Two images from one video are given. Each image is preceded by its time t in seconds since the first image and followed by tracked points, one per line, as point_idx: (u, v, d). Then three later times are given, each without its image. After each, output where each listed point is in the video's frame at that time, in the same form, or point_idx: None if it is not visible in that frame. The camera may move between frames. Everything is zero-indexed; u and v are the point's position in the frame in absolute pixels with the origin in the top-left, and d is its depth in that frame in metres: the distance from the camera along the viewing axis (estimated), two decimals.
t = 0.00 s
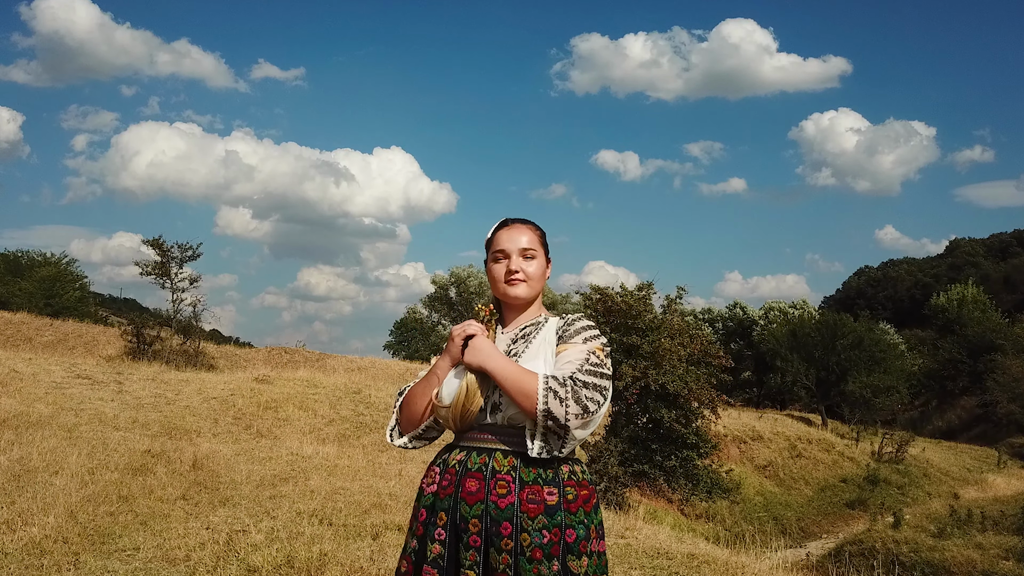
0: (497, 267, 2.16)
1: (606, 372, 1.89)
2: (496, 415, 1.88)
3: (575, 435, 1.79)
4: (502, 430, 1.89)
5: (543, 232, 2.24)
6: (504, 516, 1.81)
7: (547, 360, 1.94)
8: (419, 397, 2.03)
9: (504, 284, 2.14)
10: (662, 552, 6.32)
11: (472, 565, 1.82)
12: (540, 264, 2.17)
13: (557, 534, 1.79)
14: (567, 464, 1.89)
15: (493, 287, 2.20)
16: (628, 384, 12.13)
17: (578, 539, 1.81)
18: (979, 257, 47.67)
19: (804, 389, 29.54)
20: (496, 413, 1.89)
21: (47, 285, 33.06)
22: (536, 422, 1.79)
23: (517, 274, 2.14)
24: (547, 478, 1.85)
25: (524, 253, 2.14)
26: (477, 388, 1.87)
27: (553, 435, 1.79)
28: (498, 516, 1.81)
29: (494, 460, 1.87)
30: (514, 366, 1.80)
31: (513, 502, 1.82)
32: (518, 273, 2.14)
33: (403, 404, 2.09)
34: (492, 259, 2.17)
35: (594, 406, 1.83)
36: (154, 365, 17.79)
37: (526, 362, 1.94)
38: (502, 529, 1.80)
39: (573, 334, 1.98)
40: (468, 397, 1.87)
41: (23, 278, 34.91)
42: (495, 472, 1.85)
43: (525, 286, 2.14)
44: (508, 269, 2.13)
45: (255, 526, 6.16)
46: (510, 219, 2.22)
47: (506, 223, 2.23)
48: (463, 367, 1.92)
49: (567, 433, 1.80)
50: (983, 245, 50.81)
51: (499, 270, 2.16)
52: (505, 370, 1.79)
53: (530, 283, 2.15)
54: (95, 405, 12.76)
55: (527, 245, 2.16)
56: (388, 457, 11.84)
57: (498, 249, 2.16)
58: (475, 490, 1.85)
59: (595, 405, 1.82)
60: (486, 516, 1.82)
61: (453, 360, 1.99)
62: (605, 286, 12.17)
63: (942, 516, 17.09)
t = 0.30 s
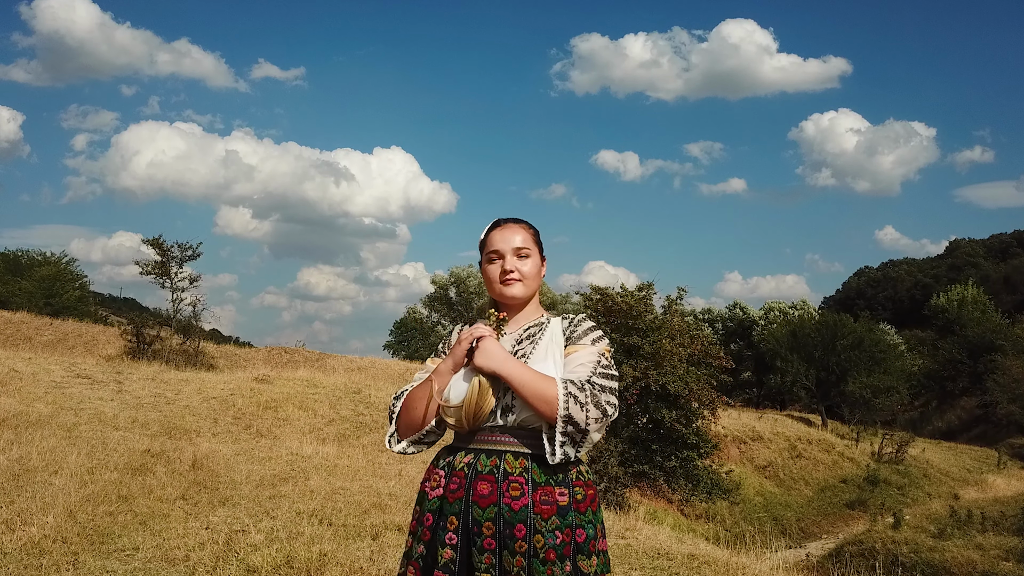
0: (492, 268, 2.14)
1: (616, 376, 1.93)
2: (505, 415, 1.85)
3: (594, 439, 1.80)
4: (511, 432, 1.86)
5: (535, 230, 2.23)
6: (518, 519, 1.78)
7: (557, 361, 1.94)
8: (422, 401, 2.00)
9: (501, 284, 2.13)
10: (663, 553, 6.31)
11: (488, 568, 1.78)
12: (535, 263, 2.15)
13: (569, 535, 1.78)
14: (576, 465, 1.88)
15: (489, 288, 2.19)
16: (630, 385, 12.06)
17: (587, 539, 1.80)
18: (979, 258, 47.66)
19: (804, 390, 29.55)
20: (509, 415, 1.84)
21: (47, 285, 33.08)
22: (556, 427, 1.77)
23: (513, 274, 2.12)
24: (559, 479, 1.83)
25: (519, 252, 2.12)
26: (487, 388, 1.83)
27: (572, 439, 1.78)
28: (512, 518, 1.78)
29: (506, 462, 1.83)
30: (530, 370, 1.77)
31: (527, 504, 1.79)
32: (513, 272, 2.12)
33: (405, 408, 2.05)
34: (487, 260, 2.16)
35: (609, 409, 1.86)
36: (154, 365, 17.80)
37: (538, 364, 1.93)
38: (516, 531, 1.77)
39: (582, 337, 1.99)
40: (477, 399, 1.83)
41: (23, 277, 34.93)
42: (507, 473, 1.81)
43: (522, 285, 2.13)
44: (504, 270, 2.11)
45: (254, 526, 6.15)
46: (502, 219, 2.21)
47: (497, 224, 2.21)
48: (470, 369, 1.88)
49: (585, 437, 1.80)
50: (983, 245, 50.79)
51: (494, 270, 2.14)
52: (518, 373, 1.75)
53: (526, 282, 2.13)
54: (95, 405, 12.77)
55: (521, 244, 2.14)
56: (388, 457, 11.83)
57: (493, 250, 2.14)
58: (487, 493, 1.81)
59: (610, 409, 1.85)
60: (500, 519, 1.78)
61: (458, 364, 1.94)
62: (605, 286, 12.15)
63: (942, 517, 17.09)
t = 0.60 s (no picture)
0: (490, 268, 2.14)
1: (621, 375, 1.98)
2: (515, 416, 1.82)
3: (608, 439, 1.80)
4: (521, 431, 1.84)
5: (532, 230, 2.22)
6: (531, 519, 1.76)
7: (563, 361, 1.99)
8: (425, 403, 1.92)
9: (498, 284, 2.12)
10: (663, 553, 6.30)
11: (501, 569, 1.75)
12: (532, 262, 2.15)
13: (579, 533, 1.78)
14: (583, 464, 1.89)
15: (485, 289, 2.19)
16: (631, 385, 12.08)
17: (595, 537, 1.80)
18: (980, 258, 47.63)
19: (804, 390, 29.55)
20: (520, 415, 1.81)
21: (47, 284, 33.07)
22: (571, 428, 1.78)
23: (509, 274, 2.11)
24: (568, 479, 1.83)
25: (516, 252, 2.12)
26: (497, 390, 1.80)
27: (586, 441, 1.78)
28: (525, 518, 1.76)
29: (517, 462, 1.82)
30: (544, 372, 1.77)
31: (540, 503, 1.78)
32: (510, 271, 2.11)
33: (404, 412, 1.98)
34: (484, 260, 2.15)
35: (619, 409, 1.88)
36: (154, 364, 17.80)
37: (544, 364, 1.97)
38: (530, 531, 1.75)
39: (587, 337, 2.06)
40: (486, 400, 1.79)
41: (23, 276, 34.94)
42: (519, 474, 1.80)
43: (519, 285, 2.12)
44: (501, 269, 2.10)
45: (254, 526, 6.13)
46: (498, 219, 2.21)
47: (493, 224, 2.20)
48: (477, 371, 1.85)
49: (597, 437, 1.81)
50: (983, 246, 50.75)
51: (491, 271, 2.14)
52: (532, 374, 1.75)
53: (523, 281, 2.12)
54: (95, 404, 12.77)
55: (517, 244, 2.14)
56: (388, 457, 11.82)
57: (489, 250, 2.14)
58: (499, 494, 1.79)
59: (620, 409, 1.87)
60: (513, 519, 1.77)
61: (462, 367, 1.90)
62: (606, 286, 12.13)
63: (942, 517, 17.09)
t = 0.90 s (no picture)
0: (487, 268, 2.13)
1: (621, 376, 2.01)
2: (524, 415, 1.79)
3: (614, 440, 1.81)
4: (530, 431, 1.81)
5: (527, 229, 2.23)
6: (542, 518, 1.73)
7: (568, 359, 2.01)
8: (427, 407, 1.84)
9: (497, 284, 2.12)
10: (663, 553, 6.30)
11: (511, 571, 1.72)
12: (529, 261, 2.16)
13: (586, 531, 1.78)
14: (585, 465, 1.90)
15: (482, 289, 2.17)
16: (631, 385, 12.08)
17: (599, 535, 1.81)
18: (979, 259, 47.65)
19: (803, 390, 29.57)
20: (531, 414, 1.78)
21: (47, 284, 33.08)
22: (585, 426, 1.78)
23: (508, 273, 2.11)
24: (574, 478, 1.83)
25: (513, 251, 2.12)
26: (506, 390, 1.76)
27: (599, 440, 1.79)
28: (536, 518, 1.73)
29: (526, 462, 1.79)
30: (558, 371, 1.76)
31: (550, 503, 1.76)
32: (509, 271, 2.11)
33: (404, 416, 1.91)
34: (481, 259, 2.15)
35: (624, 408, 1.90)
36: (155, 364, 17.81)
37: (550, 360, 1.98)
38: (541, 531, 1.72)
39: (590, 336, 2.09)
40: (496, 400, 1.75)
41: (23, 276, 34.96)
42: (529, 473, 1.77)
43: (517, 284, 2.12)
44: (499, 269, 2.10)
45: (254, 526, 6.12)
46: (494, 218, 2.21)
47: (490, 224, 2.20)
48: (483, 372, 1.81)
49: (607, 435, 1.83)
50: (983, 246, 50.75)
51: (489, 270, 2.13)
52: (547, 374, 1.73)
53: (521, 280, 2.12)
54: (95, 404, 12.77)
55: (514, 243, 2.14)
56: (388, 457, 11.81)
57: (487, 249, 2.13)
58: (510, 494, 1.75)
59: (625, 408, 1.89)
60: (524, 520, 1.73)
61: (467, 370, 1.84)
62: (606, 286, 12.12)
63: (942, 518, 17.09)
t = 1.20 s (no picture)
0: (484, 268, 2.12)
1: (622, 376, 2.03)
2: (532, 415, 1.77)
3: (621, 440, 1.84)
4: (536, 431, 1.79)
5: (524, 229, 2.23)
6: (552, 519, 1.71)
7: (571, 359, 2.01)
8: (428, 411, 1.75)
9: (494, 284, 2.11)
10: (663, 554, 6.28)
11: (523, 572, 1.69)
12: (526, 261, 2.15)
13: (591, 530, 1.77)
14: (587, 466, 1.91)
15: (479, 290, 2.16)
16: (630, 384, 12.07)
17: (603, 533, 1.81)
18: (979, 259, 47.65)
19: (803, 391, 29.56)
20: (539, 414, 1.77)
21: (47, 284, 33.10)
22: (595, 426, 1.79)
23: (507, 274, 2.10)
24: (579, 478, 1.83)
25: (511, 251, 2.12)
26: (512, 390, 1.74)
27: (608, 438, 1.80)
28: (547, 518, 1.71)
29: (534, 462, 1.76)
30: (566, 370, 1.77)
31: (561, 503, 1.75)
32: (508, 271, 2.10)
33: (405, 420, 1.81)
34: (478, 259, 2.14)
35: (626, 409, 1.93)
36: (155, 363, 17.81)
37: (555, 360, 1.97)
38: (551, 531, 1.70)
39: (590, 337, 2.11)
40: (502, 400, 1.72)
41: (23, 276, 34.97)
42: (538, 474, 1.74)
43: (515, 285, 2.11)
44: (497, 269, 2.09)
45: (254, 526, 6.11)
46: (489, 217, 2.20)
47: (485, 223, 2.19)
48: (486, 372, 1.77)
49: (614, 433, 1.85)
50: (983, 247, 50.73)
51: (486, 270, 2.12)
52: (555, 375, 1.73)
53: (519, 281, 2.11)
54: (94, 403, 12.76)
55: (512, 243, 2.14)
56: (388, 457, 11.78)
57: (483, 249, 2.13)
58: (521, 495, 1.72)
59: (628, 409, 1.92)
60: (536, 521, 1.70)
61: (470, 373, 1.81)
62: (606, 286, 12.11)
63: (942, 518, 17.08)
